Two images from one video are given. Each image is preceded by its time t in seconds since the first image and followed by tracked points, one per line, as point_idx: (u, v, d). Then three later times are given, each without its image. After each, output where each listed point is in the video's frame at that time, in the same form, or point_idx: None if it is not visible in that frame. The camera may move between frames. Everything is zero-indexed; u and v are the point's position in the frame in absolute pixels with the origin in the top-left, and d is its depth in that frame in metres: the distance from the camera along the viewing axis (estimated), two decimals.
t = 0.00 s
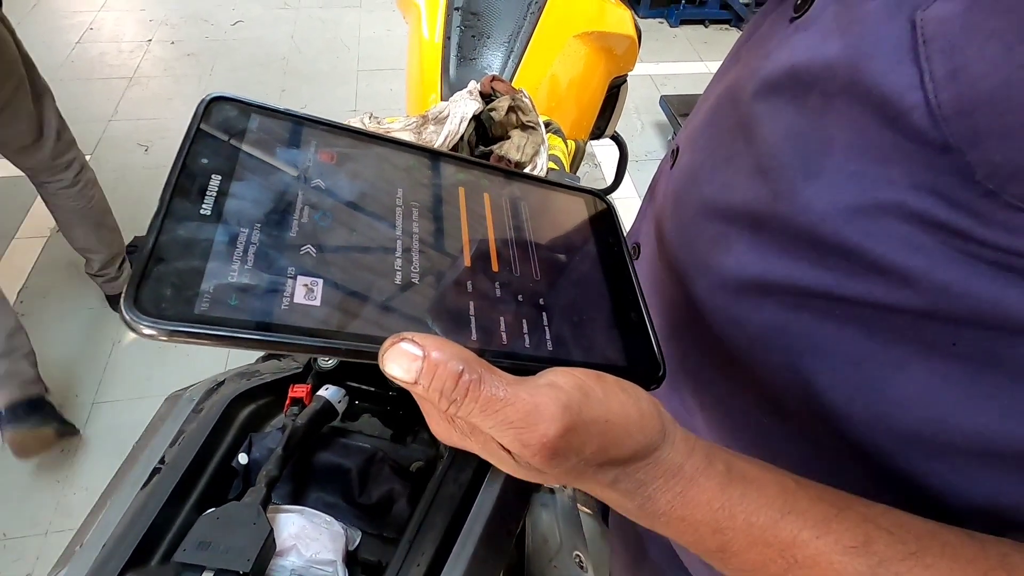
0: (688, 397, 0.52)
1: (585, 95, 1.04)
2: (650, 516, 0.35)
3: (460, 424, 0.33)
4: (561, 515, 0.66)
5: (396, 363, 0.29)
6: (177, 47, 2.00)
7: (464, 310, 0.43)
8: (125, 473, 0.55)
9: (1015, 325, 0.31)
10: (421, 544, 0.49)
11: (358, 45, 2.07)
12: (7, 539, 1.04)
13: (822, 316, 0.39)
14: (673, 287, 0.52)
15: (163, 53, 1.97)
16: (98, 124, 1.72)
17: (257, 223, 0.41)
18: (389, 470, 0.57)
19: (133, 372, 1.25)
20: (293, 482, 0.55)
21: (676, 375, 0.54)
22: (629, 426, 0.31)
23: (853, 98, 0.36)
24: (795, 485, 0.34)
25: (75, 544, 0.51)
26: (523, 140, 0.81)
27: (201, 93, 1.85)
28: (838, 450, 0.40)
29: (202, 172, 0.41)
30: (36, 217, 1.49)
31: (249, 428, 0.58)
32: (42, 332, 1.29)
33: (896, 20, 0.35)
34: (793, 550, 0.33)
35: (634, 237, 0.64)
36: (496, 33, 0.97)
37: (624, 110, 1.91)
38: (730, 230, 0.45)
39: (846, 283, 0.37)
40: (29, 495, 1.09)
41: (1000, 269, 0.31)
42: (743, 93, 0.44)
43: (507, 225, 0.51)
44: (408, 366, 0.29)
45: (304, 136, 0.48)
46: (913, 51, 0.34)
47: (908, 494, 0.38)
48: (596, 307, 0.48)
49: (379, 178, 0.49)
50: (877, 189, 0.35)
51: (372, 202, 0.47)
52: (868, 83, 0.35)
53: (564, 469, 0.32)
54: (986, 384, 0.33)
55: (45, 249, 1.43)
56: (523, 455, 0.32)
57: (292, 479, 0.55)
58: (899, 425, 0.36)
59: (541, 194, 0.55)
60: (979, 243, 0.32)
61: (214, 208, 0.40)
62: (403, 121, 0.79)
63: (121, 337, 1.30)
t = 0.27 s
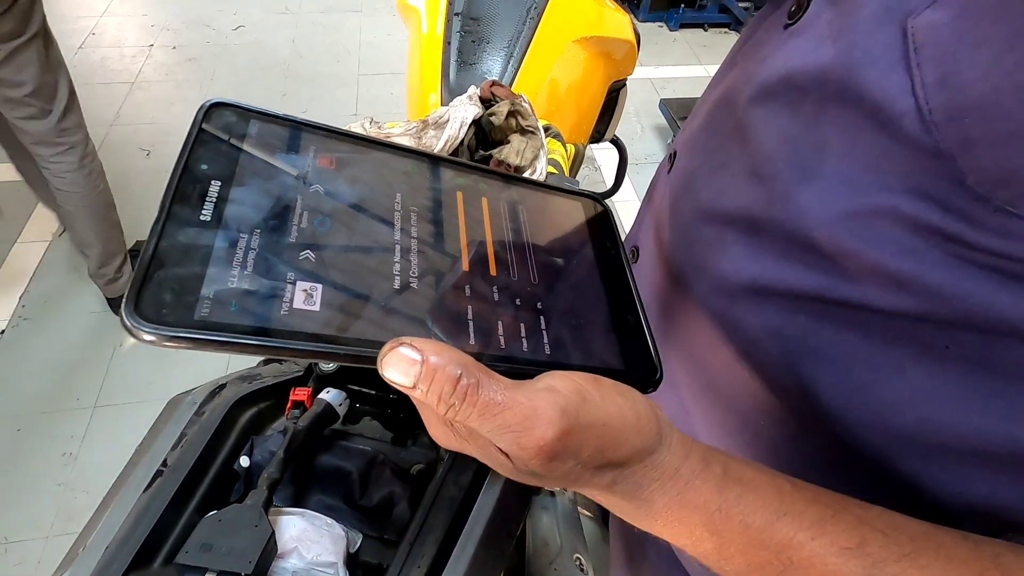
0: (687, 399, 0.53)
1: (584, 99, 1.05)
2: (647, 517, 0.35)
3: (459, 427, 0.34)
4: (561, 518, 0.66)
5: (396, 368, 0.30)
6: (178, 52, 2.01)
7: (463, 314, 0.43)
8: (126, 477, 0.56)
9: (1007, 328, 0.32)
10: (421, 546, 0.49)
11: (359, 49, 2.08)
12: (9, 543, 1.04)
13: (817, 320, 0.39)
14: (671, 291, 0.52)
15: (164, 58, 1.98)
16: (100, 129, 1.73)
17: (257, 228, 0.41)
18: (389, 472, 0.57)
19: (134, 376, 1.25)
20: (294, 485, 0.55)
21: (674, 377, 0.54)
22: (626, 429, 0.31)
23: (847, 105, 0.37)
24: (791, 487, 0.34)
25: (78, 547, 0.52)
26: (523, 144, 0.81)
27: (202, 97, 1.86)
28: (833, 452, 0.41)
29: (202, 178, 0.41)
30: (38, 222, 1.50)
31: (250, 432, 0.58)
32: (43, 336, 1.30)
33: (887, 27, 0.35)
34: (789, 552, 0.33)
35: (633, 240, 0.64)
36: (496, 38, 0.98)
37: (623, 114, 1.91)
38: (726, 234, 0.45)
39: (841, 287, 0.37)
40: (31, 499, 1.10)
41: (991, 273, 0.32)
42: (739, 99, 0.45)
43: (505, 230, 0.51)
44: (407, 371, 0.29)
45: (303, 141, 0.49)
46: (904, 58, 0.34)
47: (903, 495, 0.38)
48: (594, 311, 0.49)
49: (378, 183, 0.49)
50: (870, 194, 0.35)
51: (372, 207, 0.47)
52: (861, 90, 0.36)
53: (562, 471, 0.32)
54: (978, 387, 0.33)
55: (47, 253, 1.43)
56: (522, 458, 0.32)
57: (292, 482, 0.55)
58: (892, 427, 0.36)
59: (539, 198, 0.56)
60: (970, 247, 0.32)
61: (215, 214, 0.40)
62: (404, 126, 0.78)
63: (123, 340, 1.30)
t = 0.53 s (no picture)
0: (690, 397, 0.53)
1: (588, 100, 1.06)
2: (652, 511, 0.36)
3: (467, 420, 0.34)
4: (562, 518, 0.66)
5: (405, 362, 0.30)
6: (182, 50, 2.01)
7: (469, 311, 0.44)
8: (132, 470, 0.56)
9: (1008, 327, 0.32)
10: (425, 541, 0.49)
11: (362, 49, 2.08)
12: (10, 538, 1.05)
13: (820, 319, 0.40)
14: (675, 290, 0.53)
15: (168, 56, 1.99)
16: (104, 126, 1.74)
17: (269, 223, 0.42)
18: (392, 468, 0.57)
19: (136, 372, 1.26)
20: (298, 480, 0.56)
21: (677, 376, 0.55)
22: (633, 424, 0.32)
23: (852, 106, 0.37)
24: (795, 482, 0.35)
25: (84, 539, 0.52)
26: (527, 144, 0.81)
27: (205, 95, 1.86)
28: (835, 450, 0.41)
29: (215, 173, 0.42)
30: (42, 218, 1.50)
31: (254, 427, 0.59)
32: (46, 331, 1.30)
33: (892, 29, 0.35)
34: (792, 546, 0.34)
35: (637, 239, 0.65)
36: (501, 38, 0.98)
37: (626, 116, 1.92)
38: (731, 233, 0.46)
39: (845, 286, 0.38)
40: (32, 494, 1.10)
41: (994, 272, 0.32)
42: (745, 101, 0.45)
43: (511, 227, 0.52)
44: (416, 365, 0.30)
45: (312, 137, 0.49)
46: (909, 60, 0.35)
47: (904, 493, 0.39)
48: (598, 308, 0.49)
49: (387, 180, 0.50)
50: (874, 195, 0.36)
51: (380, 204, 0.48)
52: (866, 91, 0.36)
53: (569, 464, 0.33)
54: (980, 385, 0.34)
55: (50, 249, 1.44)
56: (529, 451, 0.33)
57: (297, 477, 0.56)
58: (894, 424, 0.37)
59: (544, 196, 0.56)
60: (974, 246, 0.32)
61: (228, 208, 0.41)
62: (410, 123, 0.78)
63: (125, 337, 1.31)
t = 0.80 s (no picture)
0: (708, 395, 0.54)
1: (601, 105, 1.07)
2: (671, 502, 0.36)
3: (491, 410, 0.35)
4: (573, 520, 0.67)
5: (432, 352, 0.31)
6: (201, 55, 2.05)
7: (491, 306, 0.45)
8: (157, 461, 0.58)
9: None
10: (441, 536, 0.50)
11: (377, 55, 2.11)
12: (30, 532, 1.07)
13: (838, 317, 0.41)
14: (693, 289, 0.54)
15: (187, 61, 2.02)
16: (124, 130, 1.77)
17: (300, 216, 0.43)
18: (408, 465, 0.59)
19: (153, 370, 1.28)
20: (316, 476, 0.57)
21: (695, 374, 0.55)
22: (654, 414, 0.33)
23: (872, 108, 0.38)
24: (813, 477, 0.36)
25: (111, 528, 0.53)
26: (543, 148, 0.82)
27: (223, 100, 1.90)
28: (852, 446, 0.42)
29: (248, 168, 0.43)
30: (63, 219, 1.53)
31: (274, 423, 0.60)
32: (67, 330, 1.33)
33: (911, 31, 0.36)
34: (812, 537, 0.34)
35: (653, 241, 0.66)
36: (517, 43, 1.00)
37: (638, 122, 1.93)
38: (750, 233, 0.47)
39: (864, 284, 0.39)
40: (51, 490, 1.12)
41: (1011, 270, 0.33)
42: (765, 104, 0.46)
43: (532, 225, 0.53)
44: (443, 355, 0.31)
45: (339, 135, 0.51)
46: (929, 61, 0.36)
47: (920, 489, 0.39)
48: (616, 305, 0.50)
49: (410, 177, 0.51)
50: (893, 194, 0.37)
51: (405, 201, 0.49)
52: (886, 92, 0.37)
53: (591, 453, 0.34)
54: (998, 382, 0.34)
55: (71, 250, 1.47)
56: (552, 439, 0.34)
57: (315, 473, 0.56)
58: (911, 420, 0.37)
59: (562, 194, 0.58)
60: (992, 244, 0.33)
61: (261, 201, 0.42)
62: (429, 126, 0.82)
63: (142, 336, 1.33)
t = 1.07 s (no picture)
0: (701, 391, 0.55)
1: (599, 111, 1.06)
2: (660, 493, 0.37)
3: (481, 402, 0.36)
4: (571, 522, 0.67)
5: (421, 344, 0.32)
6: (200, 61, 2.06)
7: (484, 302, 0.46)
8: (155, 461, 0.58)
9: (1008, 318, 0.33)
10: (438, 535, 0.51)
11: (375, 61, 2.12)
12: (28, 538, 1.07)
13: (825, 314, 0.41)
14: (686, 288, 0.55)
15: (186, 67, 2.03)
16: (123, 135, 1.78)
17: (290, 211, 0.44)
18: (407, 466, 0.59)
19: (152, 375, 1.28)
20: (315, 476, 0.57)
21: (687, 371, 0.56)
22: (641, 405, 0.33)
23: (856, 108, 0.39)
24: (799, 468, 0.36)
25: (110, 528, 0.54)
26: (539, 151, 0.83)
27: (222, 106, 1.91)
28: (840, 438, 0.42)
29: (239, 162, 0.44)
30: (62, 224, 1.54)
31: (272, 424, 0.60)
32: (66, 334, 1.34)
33: (894, 32, 0.37)
34: (798, 527, 0.35)
35: (648, 242, 0.67)
36: (514, 49, 1.00)
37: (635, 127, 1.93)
38: (741, 232, 0.48)
39: (850, 280, 0.39)
40: (49, 495, 1.12)
41: (993, 264, 0.33)
42: (756, 107, 0.48)
43: (525, 223, 0.54)
44: (432, 346, 0.31)
45: (331, 132, 0.51)
46: (910, 61, 0.36)
47: (907, 481, 0.40)
48: (608, 302, 0.51)
49: (403, 173, 0.52)
50: (877, 192, 0.38)
51: (397, 199, 0.50)
52: (869, 92, 0.38)
53: (579, 444, 0.34)
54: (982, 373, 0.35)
55: (70, 255, 1.48)
56: (541, 430, 0.34)
57: (314, 473, 0.57)
58: (896, 413, 0.38)
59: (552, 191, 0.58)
60: (973, 239, 0.34)
61: (252, 196, 0.43)
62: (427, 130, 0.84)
63: (141, 340, 1.33)
